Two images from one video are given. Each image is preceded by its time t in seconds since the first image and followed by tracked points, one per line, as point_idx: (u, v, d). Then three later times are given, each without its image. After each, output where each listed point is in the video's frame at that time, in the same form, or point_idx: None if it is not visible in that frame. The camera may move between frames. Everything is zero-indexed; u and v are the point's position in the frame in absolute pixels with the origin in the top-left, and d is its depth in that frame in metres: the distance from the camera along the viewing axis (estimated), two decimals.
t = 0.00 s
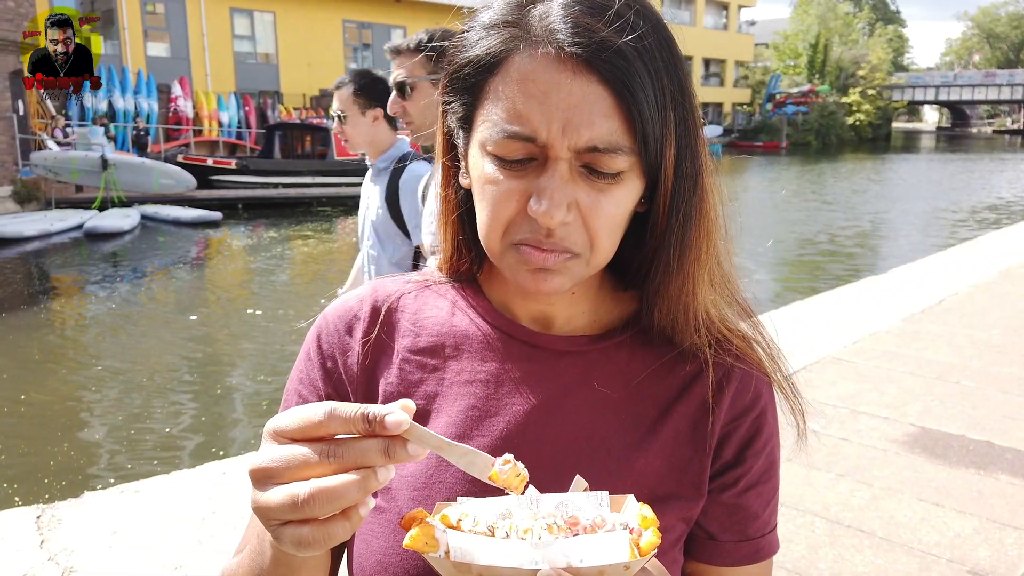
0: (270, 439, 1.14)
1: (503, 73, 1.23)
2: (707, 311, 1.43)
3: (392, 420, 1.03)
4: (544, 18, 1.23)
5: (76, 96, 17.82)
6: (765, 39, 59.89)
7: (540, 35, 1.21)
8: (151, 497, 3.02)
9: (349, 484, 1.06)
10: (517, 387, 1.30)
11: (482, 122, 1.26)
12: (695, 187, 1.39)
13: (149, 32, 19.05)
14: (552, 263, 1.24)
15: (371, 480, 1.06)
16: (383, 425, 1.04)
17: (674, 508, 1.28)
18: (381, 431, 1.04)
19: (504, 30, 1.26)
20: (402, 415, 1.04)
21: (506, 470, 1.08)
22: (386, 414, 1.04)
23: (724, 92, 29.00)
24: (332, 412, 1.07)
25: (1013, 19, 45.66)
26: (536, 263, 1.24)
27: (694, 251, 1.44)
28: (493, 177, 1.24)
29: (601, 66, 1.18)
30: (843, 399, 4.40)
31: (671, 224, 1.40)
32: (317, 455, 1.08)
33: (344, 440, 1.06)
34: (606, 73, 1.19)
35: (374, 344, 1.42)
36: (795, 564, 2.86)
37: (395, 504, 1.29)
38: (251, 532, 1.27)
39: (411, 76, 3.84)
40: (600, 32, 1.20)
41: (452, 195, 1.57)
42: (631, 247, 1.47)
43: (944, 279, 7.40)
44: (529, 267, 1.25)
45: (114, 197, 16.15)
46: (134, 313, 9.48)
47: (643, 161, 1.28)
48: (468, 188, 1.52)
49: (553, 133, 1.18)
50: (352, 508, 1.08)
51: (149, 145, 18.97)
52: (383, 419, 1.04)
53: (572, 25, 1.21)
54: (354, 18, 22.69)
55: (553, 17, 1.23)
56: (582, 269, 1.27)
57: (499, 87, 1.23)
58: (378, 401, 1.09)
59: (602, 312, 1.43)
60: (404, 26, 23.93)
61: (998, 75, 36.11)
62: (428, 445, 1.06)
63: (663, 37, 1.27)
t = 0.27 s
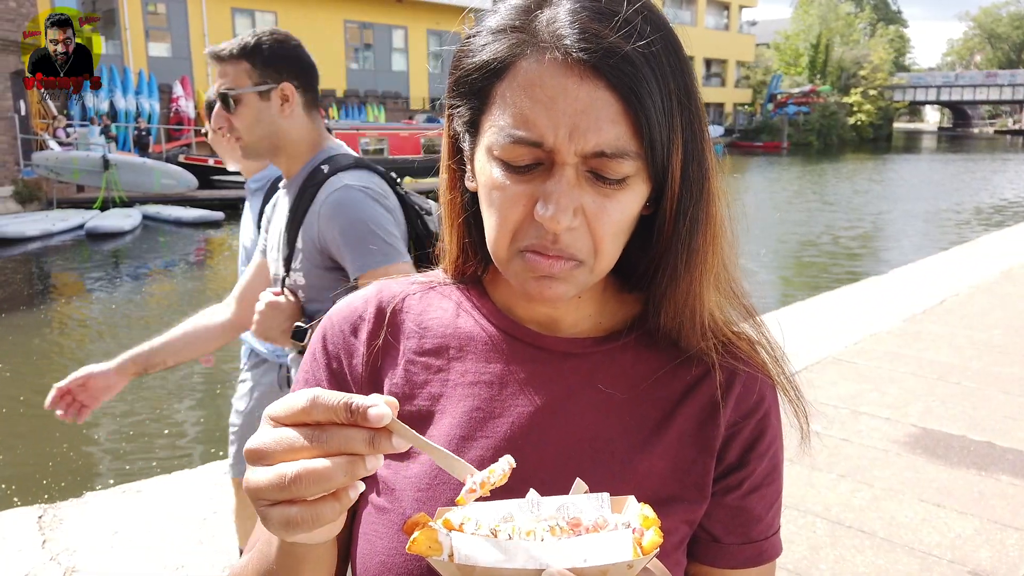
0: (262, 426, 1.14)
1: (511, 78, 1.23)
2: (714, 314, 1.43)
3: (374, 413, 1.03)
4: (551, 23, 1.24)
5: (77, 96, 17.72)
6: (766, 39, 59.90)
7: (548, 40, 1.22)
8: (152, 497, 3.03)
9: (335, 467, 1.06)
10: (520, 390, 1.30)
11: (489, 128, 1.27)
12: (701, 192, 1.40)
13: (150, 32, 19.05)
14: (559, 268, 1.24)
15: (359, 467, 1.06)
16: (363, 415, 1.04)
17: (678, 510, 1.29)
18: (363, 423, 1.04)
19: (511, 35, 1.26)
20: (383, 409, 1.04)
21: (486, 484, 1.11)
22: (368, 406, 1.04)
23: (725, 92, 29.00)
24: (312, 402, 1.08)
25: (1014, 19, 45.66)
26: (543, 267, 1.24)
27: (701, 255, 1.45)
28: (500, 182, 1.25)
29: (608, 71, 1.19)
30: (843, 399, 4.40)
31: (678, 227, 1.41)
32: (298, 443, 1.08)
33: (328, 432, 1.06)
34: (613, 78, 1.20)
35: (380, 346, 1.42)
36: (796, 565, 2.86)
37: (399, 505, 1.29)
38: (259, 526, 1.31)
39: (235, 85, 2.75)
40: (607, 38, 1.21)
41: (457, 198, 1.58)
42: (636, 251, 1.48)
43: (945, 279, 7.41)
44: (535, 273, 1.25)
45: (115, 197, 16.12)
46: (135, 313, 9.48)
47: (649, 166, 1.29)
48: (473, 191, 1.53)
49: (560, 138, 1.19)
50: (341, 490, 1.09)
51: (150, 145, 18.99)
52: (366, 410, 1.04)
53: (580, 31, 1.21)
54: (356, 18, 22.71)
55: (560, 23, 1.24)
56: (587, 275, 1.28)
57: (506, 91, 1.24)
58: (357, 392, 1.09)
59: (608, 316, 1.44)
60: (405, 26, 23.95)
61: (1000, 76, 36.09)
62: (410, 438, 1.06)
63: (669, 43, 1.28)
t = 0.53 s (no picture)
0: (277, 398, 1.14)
1: (517, 78, 1.23)
2: (720, 316, 1.43)
3: (397, 402, 1.04)
4: (558, 25, 1.24)
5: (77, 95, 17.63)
6: (767, 39, 59.89)
7: (554, 42, 1.22)
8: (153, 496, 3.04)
9: (355, 451, 1.07)
10: (525, 390, 1.30)
11: (495, 128, 1.27)
12: (708, 193, 1.40)
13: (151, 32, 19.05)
14: (564, 269, 1.25)
15: (375, 452, 1.08)
16: (383, 401, 1.04)
17: (681, 512, 1.29)
18: (382, 409, 1.04)
19: (518, 35, 1.26)
20: (405, 398, 1.04)
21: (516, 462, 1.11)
22: (390, 394, 1.04)
23: (726, 92, 28.99)
24: (328, 389, 1.07)
25: (1016, 18, 45.63)
26: (549, 268, 1.25)
27: (709, 256, 1.45)
28: (505, 183, 1.25)
29: (615, 73, 1.19)
30: (844, 399, 4.40)
31: (685, 229, 1.41)
32: (315, 423, 1.07)
33: (344, 418, 1.06)
34: (620, 80, 1.20)
35: (385, 342, 1.43)
36: (797, 565, 2.86)
37: (403, 504, 1.30)
38: (268, 497, 1.34)
39: None
40: (615, 39, 1.21)
41: (462, 198, 1.58)
42: (641, 252, 1.48)
43: (946, 279, 7.40)
44: (539, 275, 1.25)
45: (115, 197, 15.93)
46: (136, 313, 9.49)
47: (656, 166, 1.29)
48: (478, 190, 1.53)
49: (566, 139, 1.19)
50: (359, 470, 1.10)
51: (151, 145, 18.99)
52: (386, 397, 1.04)
53: (587, 33, 1.21)
54: (357, 18, 22.71)
55: (567, 23, 1.23)
56: (592, 276, 1.28)
57: (512, 92, 1.24)
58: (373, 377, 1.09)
59: (614, 317, 1.44)
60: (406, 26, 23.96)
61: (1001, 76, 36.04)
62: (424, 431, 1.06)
63: (677, 45, 1.27)
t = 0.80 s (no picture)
0: (297, 399, 1.13)
1: (524, 75, 1.23)
2: (725, 317, 1.43)
3: (429, 411, 1.05)
4: (566, 20, 1.23)
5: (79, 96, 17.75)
6: (767, 39, 59.90)
7: (563, 38, 1.21)
8: (155, 494, 3.03)
9: (384, 457, 1.07)
10: (529, 390, 1.30)
11: (501, 123, 1.27)
12: (714, 192, 1.40)
13: (152, 32, 19.04)
14: (571, 267, 1.24)
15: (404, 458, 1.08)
16: (414, 410, 1.04)
17: (684, 513, 1.29)
18: (413, 418, 1.05)
19: (526, 31, 1.26)
20: (438, 406, 1.05)
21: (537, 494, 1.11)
22: (422, 401, 1.05)
23: (726, 92, 28.97)
24: (361, 395, 1.07)
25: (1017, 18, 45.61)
26: (555, 267, 1.24)
27: (715, 255, 1.45)
28: (512, 179, 1.25)
29: (624, 68, 1.19)
30: (844, 399, 4.39)
31: (691, 229, 1.41)
32: (346, 429, 1.07)
33: (376, 423, 1.05)
34: (628, 77, 1.19)
35: (390, 340, 1.43)
36: (798, 565, 2.85)
37: (407, 504, 1.29)
38: (270, 492, 1.32)
39: None
40: (623, 35, 1.20)
41: (468, 196, 1.58)
42: (647, 252, 1.48)
43: (946, 279, 7.40)
44: (545, 273, 1.25)
45: (116, 197, 16.01)
46: (137, 313, 9.49)
47: (663, 164, 1.28)
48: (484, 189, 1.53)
49: (575, 135, 1.19)
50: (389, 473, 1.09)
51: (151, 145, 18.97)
52: (419, 405, 1.05)
53: (596, 28, 1.21)
54: (357, 18, 22.70)
55: (576, 19, 1.23)
56: (599, 274, 1.28)
57: (520, 87, 1.24)
58: (401, 384, 1.09)
59: (619, 317, 1.44)
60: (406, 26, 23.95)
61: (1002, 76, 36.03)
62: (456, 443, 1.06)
63: (686, 42, 1.27)
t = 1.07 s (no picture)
0: (287, 408, 1.12)
1: (523, 63, 1.24)
2: (726, 314, 1.44)
3: (416, 413, 1.03)
4: (562, 6, 1.24)
5: (80, 96, 17.86)
6: (769, 40, 59.88)
7: (560, 23, 1.22)
8: (155, 494, 3.03)
9: (377, 460, 1.06)
10: (529, 389, 1.29)
11: (501, 112, 1.27)
12: (713, 183, 1.40)
13: (153, 32, 19.05)
14: (572, 257, 1.24)
15: (397, 461, 1.07)
16: (402, 414, 1.03)
17: (685, 516, 1.28)
18: (401, 421, 1.03)
19: (522, 19, 1.27)
20: (426, 408, 1.04)
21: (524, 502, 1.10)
22: (410, 403, 1.03)
23: (727, 92, 28.93)
24: (349, 398, 1.06)
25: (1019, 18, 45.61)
26: (555, 257, 1.23)
27: (713, 249, 1.46)
28: (512, 168, 1.24)
29: (621, 50, 1.20)
30: (845, 399, 4.38)
31: (690, 218, 1.42)
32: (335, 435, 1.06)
33: (366, 427, 1.05)
34: (625, 57, 1.21)
35: (388, 340, 1.42)
36: (798, 565, 2.85)
37: (405, 508, 1.29)
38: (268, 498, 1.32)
39: None
40: (619, 17, 1.22)
41: (467, 195, 1.59)
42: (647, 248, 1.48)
43: (947, 279, 7.39)
44: (545, 263, 1.24)
45: (117, 196, 16.21)
46: (137, 313, 9.48)
47: (663, 151, 1.29)
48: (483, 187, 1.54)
49: (573, 120, 1.20)
50: (382, 476, 1.08)
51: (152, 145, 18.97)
52: (406, 408, 1.03)
53: (592, 12, 1.23)
54: (357, 18, 22.70)
55: (573, 6, 1.24)
56: (601, 264, 1.27)
57: (518, 75, 1.25)
58: (391, 387, 1.07)
59: (619, 314, 1.44)
60: (407, 26, 23.94)
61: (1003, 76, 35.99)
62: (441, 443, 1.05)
63: (681, 26, 1.29)
